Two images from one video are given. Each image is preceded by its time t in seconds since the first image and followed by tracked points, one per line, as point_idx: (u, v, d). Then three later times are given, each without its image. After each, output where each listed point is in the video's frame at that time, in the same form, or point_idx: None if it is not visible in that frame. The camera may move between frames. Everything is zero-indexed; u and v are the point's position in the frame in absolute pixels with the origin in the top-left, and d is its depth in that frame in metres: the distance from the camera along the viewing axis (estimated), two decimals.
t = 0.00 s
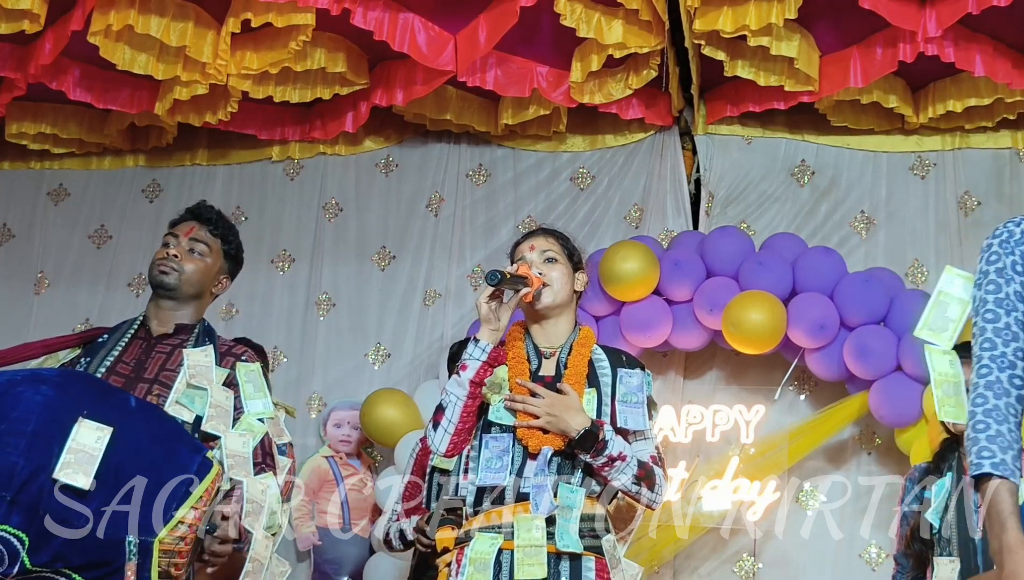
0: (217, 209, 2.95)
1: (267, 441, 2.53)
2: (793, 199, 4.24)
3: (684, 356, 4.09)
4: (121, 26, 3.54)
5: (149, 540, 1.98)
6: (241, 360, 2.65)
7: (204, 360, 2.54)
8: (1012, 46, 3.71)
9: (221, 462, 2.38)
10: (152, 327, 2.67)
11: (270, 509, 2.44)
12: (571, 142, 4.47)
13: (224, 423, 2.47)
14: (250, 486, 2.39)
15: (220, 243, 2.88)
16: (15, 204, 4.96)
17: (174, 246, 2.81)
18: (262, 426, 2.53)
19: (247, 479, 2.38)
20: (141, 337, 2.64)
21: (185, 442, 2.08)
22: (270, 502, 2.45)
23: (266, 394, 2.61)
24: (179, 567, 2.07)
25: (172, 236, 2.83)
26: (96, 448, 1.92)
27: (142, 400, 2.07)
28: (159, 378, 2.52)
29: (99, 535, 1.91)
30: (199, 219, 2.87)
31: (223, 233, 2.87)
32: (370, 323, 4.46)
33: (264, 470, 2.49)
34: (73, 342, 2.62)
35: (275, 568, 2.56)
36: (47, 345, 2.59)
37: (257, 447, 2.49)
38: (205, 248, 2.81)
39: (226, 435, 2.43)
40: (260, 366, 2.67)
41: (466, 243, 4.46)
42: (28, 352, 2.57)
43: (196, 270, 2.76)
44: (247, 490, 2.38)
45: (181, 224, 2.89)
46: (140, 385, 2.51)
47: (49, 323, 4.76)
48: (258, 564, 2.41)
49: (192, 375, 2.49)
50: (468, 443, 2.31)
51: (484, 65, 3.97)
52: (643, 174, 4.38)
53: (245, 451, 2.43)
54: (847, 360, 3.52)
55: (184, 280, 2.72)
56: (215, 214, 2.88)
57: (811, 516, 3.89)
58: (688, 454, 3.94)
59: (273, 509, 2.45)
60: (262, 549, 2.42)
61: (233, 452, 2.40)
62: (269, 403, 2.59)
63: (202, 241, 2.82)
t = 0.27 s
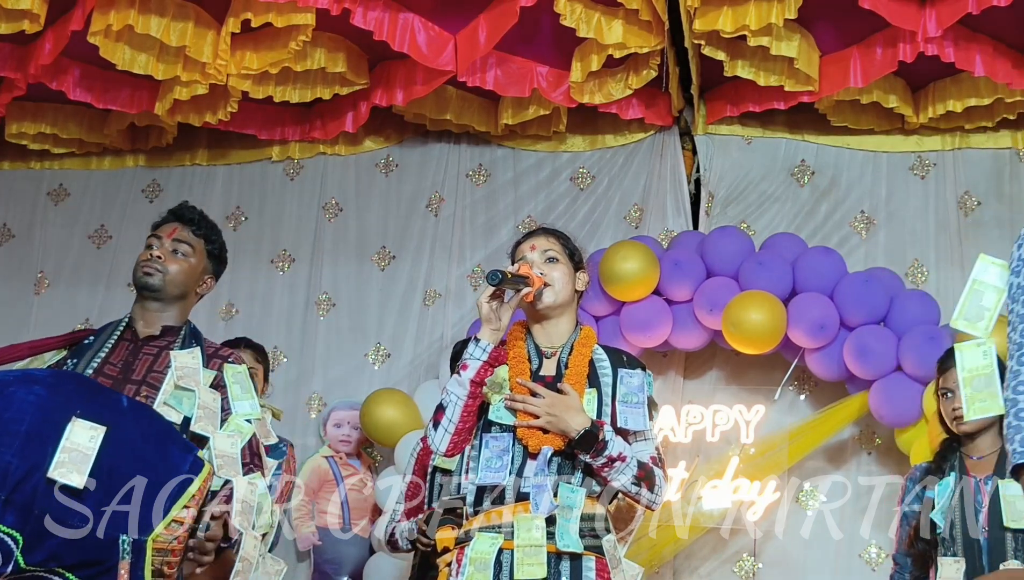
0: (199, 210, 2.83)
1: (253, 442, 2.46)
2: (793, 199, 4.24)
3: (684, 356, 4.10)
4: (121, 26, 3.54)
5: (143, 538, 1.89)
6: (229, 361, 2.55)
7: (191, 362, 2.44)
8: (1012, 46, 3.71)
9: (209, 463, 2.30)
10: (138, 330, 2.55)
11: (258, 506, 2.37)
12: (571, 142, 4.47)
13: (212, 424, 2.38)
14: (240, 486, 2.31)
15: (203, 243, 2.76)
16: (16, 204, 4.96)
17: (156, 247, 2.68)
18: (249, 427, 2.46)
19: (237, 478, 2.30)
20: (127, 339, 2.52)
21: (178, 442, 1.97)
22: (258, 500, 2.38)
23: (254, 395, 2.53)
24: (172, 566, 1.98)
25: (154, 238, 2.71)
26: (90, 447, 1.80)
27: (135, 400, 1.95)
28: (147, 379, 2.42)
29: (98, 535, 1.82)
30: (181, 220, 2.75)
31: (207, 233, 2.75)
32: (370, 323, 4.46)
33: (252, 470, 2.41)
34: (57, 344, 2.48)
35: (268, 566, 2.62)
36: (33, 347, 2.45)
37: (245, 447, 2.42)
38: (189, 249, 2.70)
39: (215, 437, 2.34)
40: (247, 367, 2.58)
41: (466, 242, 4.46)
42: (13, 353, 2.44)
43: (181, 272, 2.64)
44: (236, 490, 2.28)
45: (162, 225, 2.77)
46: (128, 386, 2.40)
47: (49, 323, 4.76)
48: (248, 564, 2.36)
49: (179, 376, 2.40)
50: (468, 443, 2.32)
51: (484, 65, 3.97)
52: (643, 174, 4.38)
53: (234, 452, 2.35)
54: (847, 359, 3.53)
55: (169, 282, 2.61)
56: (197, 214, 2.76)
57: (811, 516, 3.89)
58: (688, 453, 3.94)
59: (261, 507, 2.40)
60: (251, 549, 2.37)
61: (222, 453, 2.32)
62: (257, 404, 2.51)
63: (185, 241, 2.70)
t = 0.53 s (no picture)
0: (187, 210, 2.77)
1: (244, 443, 2.42)
2: (793, 199, 4.24)
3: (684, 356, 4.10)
4: (121, 26, 3.54)
5: (135, 537, 1.88)
6: (219, 362, 2.52)
7: (181, 362, 2.39)
8: (1012, 46, 3.71)
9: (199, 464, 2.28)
10: (128, 333, 2.51)
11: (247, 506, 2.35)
12: (571, 142, 4.47)
13: (202, 425, 2.34)
14: (230, 486, 2.29)
15: (191, 243, 2.70)
16: (16, 204, 4.96)
17: (144, 248, 2.63)
18: (239, 428, 2.42)
19: (228, 479, 2.29)
20: (117, 341, 2.49)
21: (169, 441, 1.97)
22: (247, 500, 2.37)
23: (244, 396, 2.49)
24: (164, 564, 1.98)
25: (141, 240, 2.66)
26: (80, 447, 1.80)
27: (126, 401, 1.95)
28: (137, 379, 2.39)
29: (98, 535, 1.83)
30: (168, 220, 2.69)
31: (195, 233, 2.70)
32: (370, 323, 4.46)
33: (242, 471, 2.39)
34: (47, 345, 2.47)
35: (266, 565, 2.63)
36: (23, 348, 2.44)
37: (235, 448, 2.38)
38: (177, 249, 2.64)
39: (205, 438, 2.31)
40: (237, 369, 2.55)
41: (466, 243, 4.46)
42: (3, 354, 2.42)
43: (169, 272, 2.59)
44: (227, 489, 2.28)
45: (150, 227, 2.71)
46: (117, 387, 2.38)
47: (49, 323, 4.76)
48: (239, 565, 2.35)
49: (169, 377, 2.35)
50: (468, 443, 2.31)
51: (484, 65, 3.97)
52: (643, 174, 4.38)
53: (224, 452, 2.33)
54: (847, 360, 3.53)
55: (157, 282, 2.56)
56: (184, 214, 2.71)
57: (811, 515, 3.89)
58: (687, 453, 3.94)
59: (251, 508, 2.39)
60: (241, 549, 2.35)
61: (211, 453, 2.30)
62: (247, 405, 2.48)
63: (173, 241, 2.65)
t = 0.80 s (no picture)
0: (179, 210, 2.76)
1: (239, 442, 2.41)
2: (793, 199, 4.24)
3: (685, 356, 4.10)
4: (121, 26, 3.54)
5: (129, 538, 1.87)
6: (214, 361, 2.50)
7: (176, 362, 2.40)
8: (1012, 46, 3.71)
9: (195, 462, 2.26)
10: (123, 333, 2.50)
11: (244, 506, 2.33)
12: (571, 142, 4.47)
13: (197, 424, 2.34)
14: (226, 486, 2.28)
15: (184, 243, 2.69)
16: (15, 204, 4.96)
17: (137, 248, 2.62)
18: (235, 427, 2.40)
19: (223, 478, 2.27)
20: (112, 341, 2.48)
21: (163, 441, 1.96)
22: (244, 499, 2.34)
23: (239, 396, 2.48)
24: (159, 564, 1.96)
25: (135, 239, 2.64)
26: (73, 448, 1.80)
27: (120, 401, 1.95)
28: (132, 379, 2.39)
29: (98, 535, 1.83)
30: (162, 220, 2.68)
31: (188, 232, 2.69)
32: (370, 323, 4.46)
33: (237, 470, 2.36)
34: (43, 346, 2.44)
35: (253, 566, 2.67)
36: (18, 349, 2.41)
37: (230, 447, 2.36)
38: (170, 248, 2.63)
39: (200, 436, 2.30)
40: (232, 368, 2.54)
41: (466, 243, 4.46)
42: None
43: (164, 271, 2.58)
44: (222, 489, 2.26)
45: (142, 226, 2.70)
46: (113, 387, 2.37)
47: (49, 323, 4.76)
48: (233, 564, 2.34)
49: (164, 377, 2.36)
50: (469, 442, 2.31)
51: (484, 65, 3.97)
52: (643, 174, 4.38)
53: (219, 451, 2.31)
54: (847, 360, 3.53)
55: (152, 281, 2.55)
56: (177, 213, 2.70)
57: (811, 515, 3.89)
58: (688, 453, 3.93)
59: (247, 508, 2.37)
60: (235, 547, 2.34)
61: (207, 452, 2.28)
62: (242, 404, 2.47)
63: (166, 241, 2.64)
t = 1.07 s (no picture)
0: (179, 209, 2.76)
1: (242, 439, 2.41)
2: (793, 199, 4.24)
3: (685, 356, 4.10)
4: (121, 26, 3.54)
5: (131, 537, 1.87)
6: (215, 360, 2.50)
7: (178, 361, 2.41)
8: (1012, 46, 3.71)
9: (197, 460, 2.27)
10: (124, 332, 2.50)
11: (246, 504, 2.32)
12: (571, 142, 4.47)
13: (199, 422, 2.34)
14: (229, 484, 2.28)
15: (185, 241, 2.69)
16: (16, 204, 4.96)
17: (138, 247, 2.62)
18: (237, 425, 2.41)
19: (226, 476, 2.27)
20: (113, 340, 2.47)
21: (163, 441, 1.97)
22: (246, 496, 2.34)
23: (241, 394, 2.49)
24: (161, 562, 1.95)
25: (135, 238, 2.64)
26: (74, 448, 1.80)
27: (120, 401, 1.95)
28: (134, 378, 2.38)
29: (97, 535, 1.82)
30: (162, 219, 2.68)
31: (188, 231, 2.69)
32: (370, 323, 4.47)
33: (240, 468, 2.37)
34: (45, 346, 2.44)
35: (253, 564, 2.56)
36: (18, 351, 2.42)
37: (232, 445, 2.37)
38: (171, 247, 2.63)
39: (203, 434, 2.30)
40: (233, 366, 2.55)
41: (466, 242, 4.47)
42: None
43: (165, 270, 2.58)
44: (226, 487, 2.26)
45: (142, 225, 2.70)
46: (115, 386, 2.37)
47: (49, 323, 4.76)
48: (234, 561, 2.32)
49: (166, 375, 2.36)
50: (469, 442, 2.30)
51: (484, 65, 3.97)
52: (643, 174, 4.38)
53: (221, 450, 2.32)
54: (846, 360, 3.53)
55: (152, 280, 2.55)
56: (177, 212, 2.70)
57: (811, 515, 3.89)
58: (688, 453, 3.93)
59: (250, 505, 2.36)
60: (237, 545, 2.32)
61: (210, 450, 2.29)
62: (244, 402, 2.48)
63: (167, 239, 2.64)
